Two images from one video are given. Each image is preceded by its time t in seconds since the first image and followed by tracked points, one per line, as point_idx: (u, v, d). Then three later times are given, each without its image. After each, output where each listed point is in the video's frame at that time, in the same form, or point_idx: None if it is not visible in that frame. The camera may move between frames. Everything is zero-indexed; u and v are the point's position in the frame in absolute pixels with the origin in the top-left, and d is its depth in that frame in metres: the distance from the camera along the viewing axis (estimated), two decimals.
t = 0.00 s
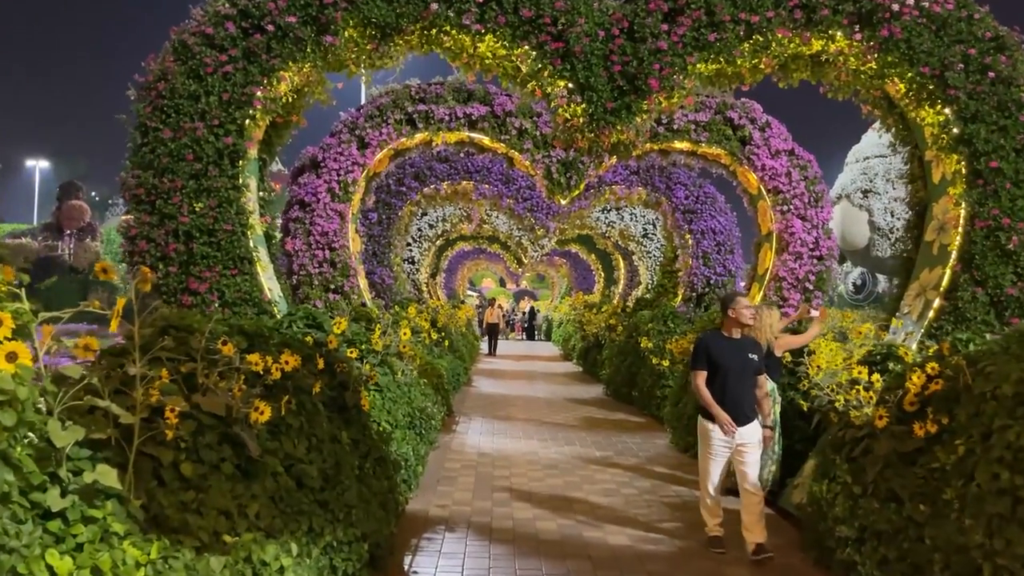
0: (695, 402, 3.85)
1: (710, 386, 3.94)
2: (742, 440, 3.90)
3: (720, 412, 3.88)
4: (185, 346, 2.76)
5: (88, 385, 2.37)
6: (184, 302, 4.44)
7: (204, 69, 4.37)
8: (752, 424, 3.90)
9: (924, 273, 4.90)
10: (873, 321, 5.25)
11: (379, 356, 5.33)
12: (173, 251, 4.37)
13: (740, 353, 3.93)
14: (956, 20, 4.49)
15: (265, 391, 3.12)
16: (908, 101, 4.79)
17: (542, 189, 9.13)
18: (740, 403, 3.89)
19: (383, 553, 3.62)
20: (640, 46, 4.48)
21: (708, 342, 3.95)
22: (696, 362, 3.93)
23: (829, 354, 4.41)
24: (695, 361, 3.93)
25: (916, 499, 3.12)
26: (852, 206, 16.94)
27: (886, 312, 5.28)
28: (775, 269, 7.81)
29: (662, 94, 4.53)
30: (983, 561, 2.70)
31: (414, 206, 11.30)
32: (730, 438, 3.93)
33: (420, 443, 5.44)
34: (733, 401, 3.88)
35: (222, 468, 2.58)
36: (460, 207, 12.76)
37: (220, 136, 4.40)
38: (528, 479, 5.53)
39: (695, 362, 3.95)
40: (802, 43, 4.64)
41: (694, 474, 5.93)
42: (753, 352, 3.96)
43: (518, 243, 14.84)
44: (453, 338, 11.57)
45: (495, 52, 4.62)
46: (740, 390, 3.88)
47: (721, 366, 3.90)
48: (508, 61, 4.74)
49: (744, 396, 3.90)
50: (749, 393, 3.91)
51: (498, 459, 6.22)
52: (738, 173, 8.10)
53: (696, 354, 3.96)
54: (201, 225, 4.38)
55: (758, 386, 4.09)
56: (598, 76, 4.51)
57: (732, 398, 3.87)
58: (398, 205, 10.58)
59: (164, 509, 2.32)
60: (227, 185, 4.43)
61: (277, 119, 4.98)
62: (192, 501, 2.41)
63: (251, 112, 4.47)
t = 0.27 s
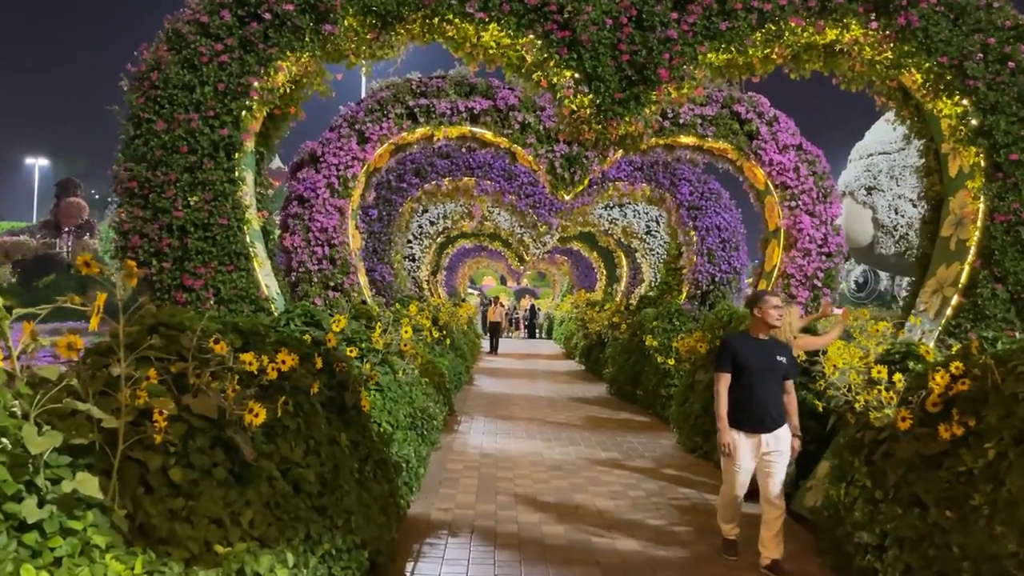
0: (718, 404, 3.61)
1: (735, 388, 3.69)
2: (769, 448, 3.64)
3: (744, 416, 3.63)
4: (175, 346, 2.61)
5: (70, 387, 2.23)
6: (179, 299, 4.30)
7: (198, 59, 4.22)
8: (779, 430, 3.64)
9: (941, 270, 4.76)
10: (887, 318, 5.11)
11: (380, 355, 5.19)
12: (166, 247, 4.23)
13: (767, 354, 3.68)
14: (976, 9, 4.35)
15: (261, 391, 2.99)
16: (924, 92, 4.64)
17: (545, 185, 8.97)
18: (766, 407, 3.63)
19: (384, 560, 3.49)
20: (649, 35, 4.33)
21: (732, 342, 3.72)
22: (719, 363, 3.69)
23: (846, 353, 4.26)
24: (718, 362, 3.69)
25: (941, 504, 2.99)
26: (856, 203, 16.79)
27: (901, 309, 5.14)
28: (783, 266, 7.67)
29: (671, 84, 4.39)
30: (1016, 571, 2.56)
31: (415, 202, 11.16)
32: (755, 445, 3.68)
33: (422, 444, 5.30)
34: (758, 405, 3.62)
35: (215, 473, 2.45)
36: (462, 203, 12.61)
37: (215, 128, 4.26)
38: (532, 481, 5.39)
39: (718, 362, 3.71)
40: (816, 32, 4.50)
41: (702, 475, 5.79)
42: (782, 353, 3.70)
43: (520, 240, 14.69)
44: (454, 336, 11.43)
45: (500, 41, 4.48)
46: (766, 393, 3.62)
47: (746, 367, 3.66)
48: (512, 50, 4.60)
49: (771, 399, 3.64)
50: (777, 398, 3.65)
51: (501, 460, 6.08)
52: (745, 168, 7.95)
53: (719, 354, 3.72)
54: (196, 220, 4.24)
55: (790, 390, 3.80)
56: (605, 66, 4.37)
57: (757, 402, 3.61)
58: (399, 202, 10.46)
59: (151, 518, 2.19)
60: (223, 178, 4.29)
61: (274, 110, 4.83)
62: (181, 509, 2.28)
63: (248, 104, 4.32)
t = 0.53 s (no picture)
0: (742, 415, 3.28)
1: (761, 398, 3.34)
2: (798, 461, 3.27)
3: (773, 428, 3.27)
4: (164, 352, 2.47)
5: (51, 397, 2.09)
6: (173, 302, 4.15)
7: (194, 53, 4.08)
8: (809, 441, 3.29)
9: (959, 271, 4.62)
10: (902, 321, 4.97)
11: (381, 359, 5.05)
12: (160, 247, 4.08)
13: (796, 359, 3.33)
14: (996, 2, 4.21)
15: (256, 399, 2.85)
16: (942, 89, 4.50)
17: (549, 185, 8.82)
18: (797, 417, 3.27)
19: None
20: (659, 30, 4.18)
21: (756, 347, 3.37)
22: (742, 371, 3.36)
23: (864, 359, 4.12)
24: (741, 369, 3.36)
25: (970, 519, 2.85)
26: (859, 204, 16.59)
27: (917, 312, 5.00)
28: (791, 267, 7.53)
29: (682, 80, 4.26)
30: None
31: (416, 202, 11.02)
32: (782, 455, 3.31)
33: (423, 450, 5.16)
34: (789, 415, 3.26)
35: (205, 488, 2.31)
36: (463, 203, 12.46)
37: (211, 125, 4.13)
38: (537, 488, 5.25)
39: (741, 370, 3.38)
40: (831, 28, 4.36)
41: (710, 481, 5.65)
42: (813, 357, 3.35)
43: (521, 241, 14.55)
44: (456, 338, 11.28)
45: (505, 35, 4.35)
46: (797, 403, 3.26)
47: (773, 375, 3.31)
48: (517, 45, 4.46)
49: (803, 408, 3.28)
50: (810, 407, 3.30)
51: (505, 466, 5.94)
52: (752, 167, 7.81)
53: (742, 361, 3.39)
54: (191, 219, 4.10)
55: (821, 397, 3.45)
56: (614, 61, 4.22)
57: (788, 412, 3.25)
58: (399, 202, 10.31)
59: (136, 538, 2.05)
60: (219, 177, 4.15)
61: (272, 107, 4.69)
62: (169, 527, 2.14)
63: (244, 100, 4.19)
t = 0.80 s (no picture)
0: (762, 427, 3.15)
1: (783, 408, 3.20)
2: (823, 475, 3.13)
3: (796, 438, 3.13)
4: (149, 356, 2.30)
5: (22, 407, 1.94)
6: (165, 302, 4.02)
7: (186, 45, 3.94)
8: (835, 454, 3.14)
9: (976, 271, 4.48)
10: (916, 322, 4.83)
11: (381, 360, 4.92)
12: (151, 246, 3.95)
13: (819, 365, 3.17)
14: None
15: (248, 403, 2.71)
16: (959, 83, 4.37)
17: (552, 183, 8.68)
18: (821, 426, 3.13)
19: None
20: (667, 21, 4.05)
21: (776, 354, 3.22)
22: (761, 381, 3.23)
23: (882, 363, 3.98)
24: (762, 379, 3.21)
25: (997, 529, 2.72)
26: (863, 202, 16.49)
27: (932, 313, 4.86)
28: (798, 267, 7.40)
29: (691, 73, 4.13)
30: None
31: (417, 201, 10.88)
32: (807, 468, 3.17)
33: (424, 454, 5.03)
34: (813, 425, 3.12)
35: (192, 499, 2.18)
36: (463, 202, 12.32)
37: (204, 118, 3.99)
38: (540, 493, 5.12)
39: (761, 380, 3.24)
40: (845, 18, 4.22)
41: (718, 486, 5.52)
42: (836, 363, 3.19)
43: (522, 240, 14.41)
44: (457, 339, 11.14)
45: (508, 26, 4.23)
46: (820, 412, 3.12)
47: (795, 383, 3.16)
48: (520, 36, 4.33)
49: (827, 417, 3.13)
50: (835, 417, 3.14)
51: (507, 469, 5.81)
52: (758, 165, 7.68)
53: (762, 371, 3.25)
54: (183, 216, 3.96)
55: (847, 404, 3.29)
56: (621, 53, 4.09)
57: (810, 422, 3.11)
58: (399, 201, 10.20)
59: (116, 555, 1.91)
60: (212, 172, 4.01)
61: (268, 100, 4.56)
62: (153, 541, 2.01)
63: (239, 93, 4.05)
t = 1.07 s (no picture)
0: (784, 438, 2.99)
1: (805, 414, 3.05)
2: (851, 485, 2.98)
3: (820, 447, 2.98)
4: (129, 357, 2.16)
5: None
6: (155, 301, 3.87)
7: (178, 35, 3.80)
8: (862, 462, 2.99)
9: (993, 270, 4.36)
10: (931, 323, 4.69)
11: (379, 362, 4.77)
12: (141, 243, 3.80)
13: (842, 370, 3.01)
14: None
15: (236, 408, 2.58)
16: (978, 75, 4.22)
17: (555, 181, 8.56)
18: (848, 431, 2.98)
19: None
20: (676, 10, 3.91)
21: (797, 360, 3.05)
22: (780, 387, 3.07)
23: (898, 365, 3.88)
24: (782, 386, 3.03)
25: None
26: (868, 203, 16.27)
27: (947, 314, 4.72)
28: (807, 267, 7.26)
29: (700, 64, 3.98)
30: None
31: (418, 200, 10.73)
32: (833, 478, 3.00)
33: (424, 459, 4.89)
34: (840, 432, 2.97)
35: (174, 509, 2.04)
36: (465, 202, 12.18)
37: (196, 111, 3.85)
38: (544, 498, 4.98)
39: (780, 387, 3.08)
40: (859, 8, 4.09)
41: (726, 491, 5.38)
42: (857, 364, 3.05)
43: (524, 240, 14.26)
44: (458, 340, 10.99)
45: (511, 15, 4.08)
46: (845, 417, 2.96)
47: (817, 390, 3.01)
48: (523, 26, 4.18)
49: (853, 424, 2.98)
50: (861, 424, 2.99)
51: (509, 474, 5.66)
52: (765, 163, 7.53)
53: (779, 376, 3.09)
54: (174, 213, 3.82)
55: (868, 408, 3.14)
56: (628, 43, 3.94)
57: (836, 428, 2.96)
58: (400, 200, 10.10)
59: (90, 571, 1.78)
60: (205, 167, 3.87)
61: (263, 94, 4.42)
62: (131, 556, 1.87)
63: (233, 86, 3.91)
